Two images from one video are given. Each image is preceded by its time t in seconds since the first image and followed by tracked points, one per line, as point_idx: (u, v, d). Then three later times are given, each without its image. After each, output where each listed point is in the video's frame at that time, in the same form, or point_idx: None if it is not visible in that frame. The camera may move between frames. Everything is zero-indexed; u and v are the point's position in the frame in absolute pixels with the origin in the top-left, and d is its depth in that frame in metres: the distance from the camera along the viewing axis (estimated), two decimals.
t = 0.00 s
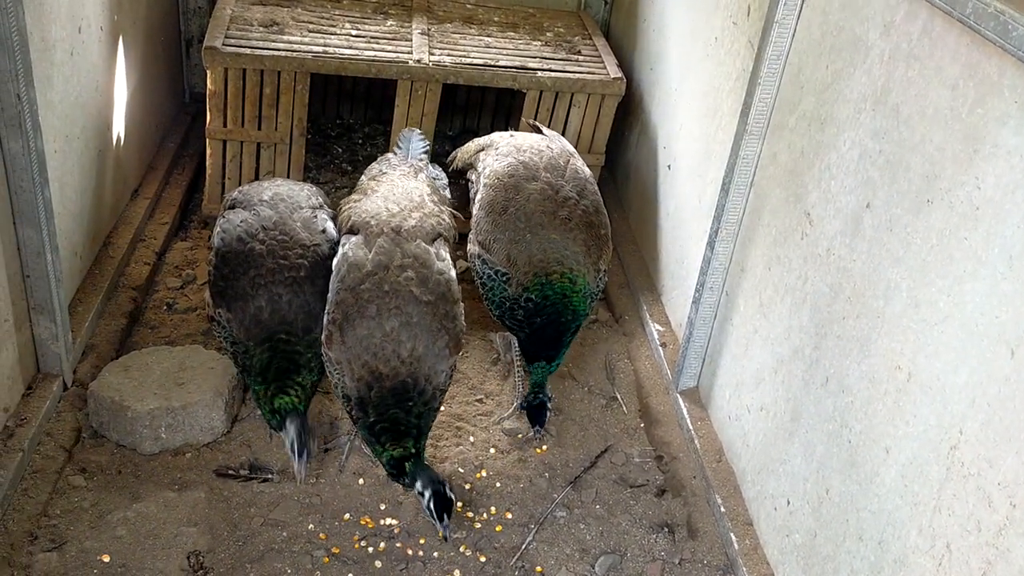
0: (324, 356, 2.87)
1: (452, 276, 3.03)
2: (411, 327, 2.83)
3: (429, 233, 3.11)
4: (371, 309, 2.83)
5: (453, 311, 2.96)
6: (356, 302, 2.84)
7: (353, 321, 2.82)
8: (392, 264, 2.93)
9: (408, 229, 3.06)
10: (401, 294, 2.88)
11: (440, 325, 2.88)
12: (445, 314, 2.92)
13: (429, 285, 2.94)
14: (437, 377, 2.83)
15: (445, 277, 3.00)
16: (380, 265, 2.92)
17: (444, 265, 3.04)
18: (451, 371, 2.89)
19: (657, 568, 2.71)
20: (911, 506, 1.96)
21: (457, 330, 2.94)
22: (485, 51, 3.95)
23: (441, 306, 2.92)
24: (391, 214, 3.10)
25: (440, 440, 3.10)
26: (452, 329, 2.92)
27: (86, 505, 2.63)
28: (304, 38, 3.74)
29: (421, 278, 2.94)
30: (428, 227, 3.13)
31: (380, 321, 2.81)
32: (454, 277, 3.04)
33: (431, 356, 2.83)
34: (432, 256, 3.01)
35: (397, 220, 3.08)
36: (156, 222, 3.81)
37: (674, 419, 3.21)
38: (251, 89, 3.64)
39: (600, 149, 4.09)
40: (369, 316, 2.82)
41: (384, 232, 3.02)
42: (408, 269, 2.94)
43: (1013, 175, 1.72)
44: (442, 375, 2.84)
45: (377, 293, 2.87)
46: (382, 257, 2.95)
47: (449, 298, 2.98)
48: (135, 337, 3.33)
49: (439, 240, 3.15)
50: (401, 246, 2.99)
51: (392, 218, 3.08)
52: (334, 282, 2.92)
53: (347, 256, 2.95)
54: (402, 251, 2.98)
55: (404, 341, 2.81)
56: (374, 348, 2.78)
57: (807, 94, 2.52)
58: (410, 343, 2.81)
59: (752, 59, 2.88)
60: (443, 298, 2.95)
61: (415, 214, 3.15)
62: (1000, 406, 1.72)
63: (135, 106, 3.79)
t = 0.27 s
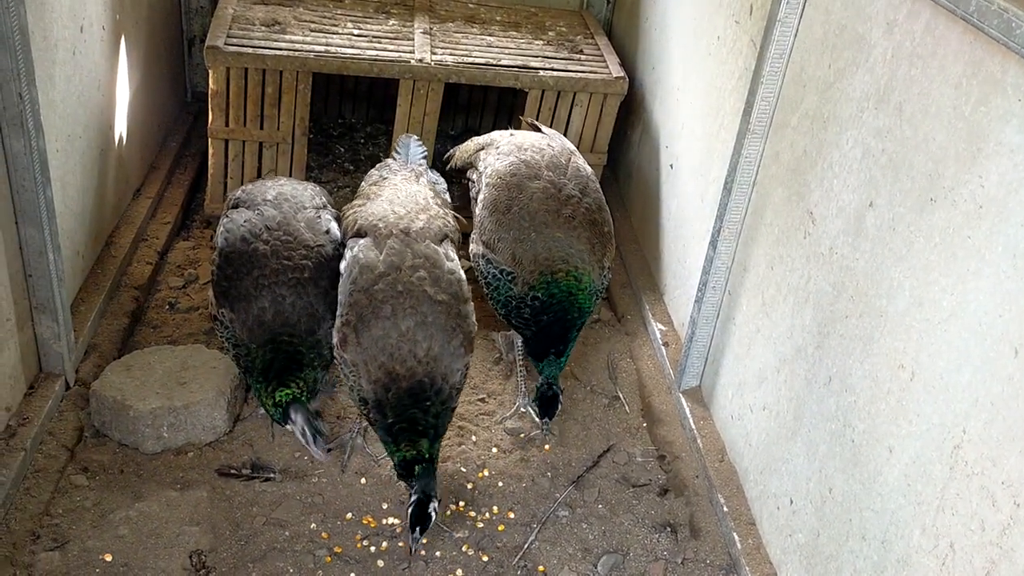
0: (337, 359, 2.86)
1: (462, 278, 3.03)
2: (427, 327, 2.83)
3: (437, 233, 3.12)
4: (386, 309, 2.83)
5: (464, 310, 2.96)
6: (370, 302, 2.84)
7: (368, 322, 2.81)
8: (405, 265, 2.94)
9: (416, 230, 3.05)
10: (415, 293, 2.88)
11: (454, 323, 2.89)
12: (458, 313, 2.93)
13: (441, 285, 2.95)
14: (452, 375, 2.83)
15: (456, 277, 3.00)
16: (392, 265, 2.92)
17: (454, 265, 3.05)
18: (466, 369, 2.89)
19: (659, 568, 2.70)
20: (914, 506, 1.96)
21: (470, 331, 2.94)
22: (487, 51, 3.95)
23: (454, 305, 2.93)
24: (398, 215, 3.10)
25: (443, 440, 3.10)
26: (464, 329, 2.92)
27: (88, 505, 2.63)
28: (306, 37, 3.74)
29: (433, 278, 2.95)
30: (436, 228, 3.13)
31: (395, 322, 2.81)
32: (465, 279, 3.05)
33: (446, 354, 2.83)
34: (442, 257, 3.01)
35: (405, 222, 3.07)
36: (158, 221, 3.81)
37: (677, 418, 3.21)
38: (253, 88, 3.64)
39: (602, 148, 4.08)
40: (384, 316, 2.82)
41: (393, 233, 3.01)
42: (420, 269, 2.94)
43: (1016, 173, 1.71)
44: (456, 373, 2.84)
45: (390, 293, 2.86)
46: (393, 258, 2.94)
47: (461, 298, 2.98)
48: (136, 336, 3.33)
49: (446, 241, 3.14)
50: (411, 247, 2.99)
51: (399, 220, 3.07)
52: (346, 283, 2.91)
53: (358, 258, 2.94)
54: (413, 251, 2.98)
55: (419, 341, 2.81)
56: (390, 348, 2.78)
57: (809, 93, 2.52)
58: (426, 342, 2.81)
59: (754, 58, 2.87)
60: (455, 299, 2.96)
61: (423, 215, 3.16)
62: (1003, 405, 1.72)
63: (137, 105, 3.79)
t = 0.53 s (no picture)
0: (349, 353, 2.86)
1: (475, 282, 3.01)
2: (436, 326, 2.82)
3: (454, 233, 3.12)
4: (397, 306, 2.82)
5: (477, 311, 2.94)
6: (381, 299, 2.84)
7: (377, 319, 2.81)
8: (418, 263, 2.93)
9: (433, 228, 3.06)
10: (427, 292, 2.87)
11: (464, 323, 2.88)
12: (469, 312, 2.92)
13: (454, 285, 2.94)
14: (458, 375, 2.82)
15: (470, 277, 2.99)
16: (406, 263, 2.92)
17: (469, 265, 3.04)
18: (473, 370, 2.88)
19: (669, 568, 2.69)
20: (928, 506, 1.95)
21: (482, 331, 2.93)
22: (496, 48, 3.94)
23: (465, 306, 2.92)
24: (416, 213, 3.12)
25: (452, 439, 3.09)
26: (475, 328, 2.90)
27: (98, 502, 2.63)
28: (315, 35, 3.74)
29: (446, 277, 2.94)
30: (454, 226, 3.15)
31: (404, 319, 2.80)
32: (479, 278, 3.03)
33: (455, 354, 2.82)
34: (456, 257, 3.01)
35: (422, 220, 3.09)
36: (168, 219, 3.82)
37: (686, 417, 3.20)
38: (263, 86, 3.63)
39: (612, 147, 4.07)
40: (393, 313, 2.81)
41: (411, 231, 3.03)
42: (433, 268, 2.93)
43: None
44: (463, 373, 2.83)
45: (402, 291, 2.86)
46: (409, 256, 2.94)
47: (474, 300, 2.96)
48: (146, 334, 3.33)
49: (464, 240, 3.15)
50: (427, 246, 2.99)
51: (417, 218, 3.10)
52: (361, 279, 2.92)
53: (375, 255, 2.95)
54: (428, 250, 2.98)
55: (429, 339, 2.80)
56: (398, 345, 2.78)
57: (821, 91, 2.50)
58: (434, 341, 2.80)
59: (765, 56, 2.86)
60: (468, 299, 2.94)
61: (441, 213, 3.18)
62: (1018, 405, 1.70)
63: (146, 103, 3.79)
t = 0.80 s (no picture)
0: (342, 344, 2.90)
1: (475, 280, 3.01)
2: (423, 330, 2.82)
3: (461, 233, 3.11)
4: (387, 308, 2.83)
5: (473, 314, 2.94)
6: (373, 297, 2.85)
7: (364, 316, 2.82)
8: (417, 264, 2.92)
9: (441, 229, 3.05)
10: (416, 296, 2.86)
11: (453, 331, 2.86)
12: (459, 319, 2.89)
13: (448, 289, 2.91)
14: (440, 383, 2.81)
15: (472, 278, 3.00)
16: (406, 264, 2.92)
17: (471, 269, 3.02)
18: (458, 378, 2.86)
19: (678, 569, 2.69)
20: (939, 508, 1.94)
21: (473, 338, 2.92)
22: (505, 48, 3.94)
23: (458, 312, 2.89)
24: (429, 210, 3.13)
25: (460, 438, 3.09)
26: (467, 335, 2.89)
27: (108, 500, 2.64)
28: (326, 35, 3.74)
29: (443, 280, 2.92)
30: (463, 225, 3.14)
31: (391, 320, 2.81)
32: (478, 279, 3.03)
33: (440, 360, 2.82)
34: (458, 260, 2.98)
35: (434, 218, 3.10)
36: (178, 218, 3.83)
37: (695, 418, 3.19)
38: (273, 85, 3.64)
39: (621, 147, 4.06)
40: (382, 313, 2.82)
41: (415, 230, 3.03)
42: (431, 271, 2.92)
43: None
44: (447, 381, 2.82)
45: (397, 292, 2.86)
46: (409, 255, 2.94)
47: (469, 305, 2.94)
48: (156, 333, 3.34)
49: (473, 244, 3.13)
50: (428, 247, 2.98)
51: (428, 216, 3.10)
52: (362, 272, 2.93)
53: (378, 249, 2.98)
54: (429, 252, 2.97)
55: (415, 343, 2.80)
56: (381, 344, 2.79)
57: (833, 91, 2.50)
58: (419, 345, 2.81)
59: (777, 56, 2.84)
60: (462, 304, 2.92)
61: (453, 211, 3.16)
62: None
63: (157, 102, 3.80)
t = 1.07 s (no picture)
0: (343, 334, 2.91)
1: (471, 267, 3.02)
2: (423, 314, 2.83)
3: (456, 222, 3.11)
4: (386, 293, 2.83)
5: (470, 302, 2.95)
6: (373, 283, 2.85)
7: (365, 303, 2.83)
8: (414, 250, 2.94)
9: (435, 218, 3.05)
10: (417, 280, 2.87)
11: (451, 313, 2.87)
12: (459, 302, 2.91)
13: (445, 275, 2.93)
14: (441, 365, 2.82)
15: (463, 267, 2.98)
16: (403, 250, 2.94)
17: (466, 256, 3.05)
18: (459, 360, 2.87)
19: (680, 562, 2.69)
20: (940, 500, 1.95)
21: (470, 322, 2.93)
22: (508, 44, 3.95)
23: (455, 295, 2.91)
24: (421, 200, 3.12)
25: (463, 433, 3.10)
26: (466, 318, 2.91)
27: (113, 494, 2.66)
28: (329, 31, 3.75)
29: (439, 266, 2.94)
30: (456, 214, 3.13)
31: (391, 305, 2.82)
32: (474, 267, 3.04)
33: (441, 343, 2.83)
34: (453, 246, 3.01)
35: (426, 207, 3.09)
36: (181, 214, 3.84)
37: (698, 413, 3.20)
38: (276, 81, 3.65)
39: (624, 142, 4.07)
40: (382, 297, 2.83)
41: (410, 218, 3.05)
42: (427, 257, 2.94)
43: None
44: (448, 364, 2.83)
45: (395, 277, 2.87)
46: (405, 242, 2.96)
47: (465, 289, 2.95)
48: (160, 328, 3.35)
49: (465, 231, 3.14)
50: (424, 234, 3.00)
51: (422, 206, 3.09)
52: (361, 263, 2.94)
53: (375, 239, 3.00)
54: (425, 238, 2.99)
55: (415, 327, 2.81)
56: (384, 330, 2.80)
57: (835, 86, 2.50)
58: (419, 329, 2.81)
59: (779, 51, 2.85)
60: (459, 289, 2.93)
61: (445, 201, 3.15)
62: None
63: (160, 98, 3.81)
